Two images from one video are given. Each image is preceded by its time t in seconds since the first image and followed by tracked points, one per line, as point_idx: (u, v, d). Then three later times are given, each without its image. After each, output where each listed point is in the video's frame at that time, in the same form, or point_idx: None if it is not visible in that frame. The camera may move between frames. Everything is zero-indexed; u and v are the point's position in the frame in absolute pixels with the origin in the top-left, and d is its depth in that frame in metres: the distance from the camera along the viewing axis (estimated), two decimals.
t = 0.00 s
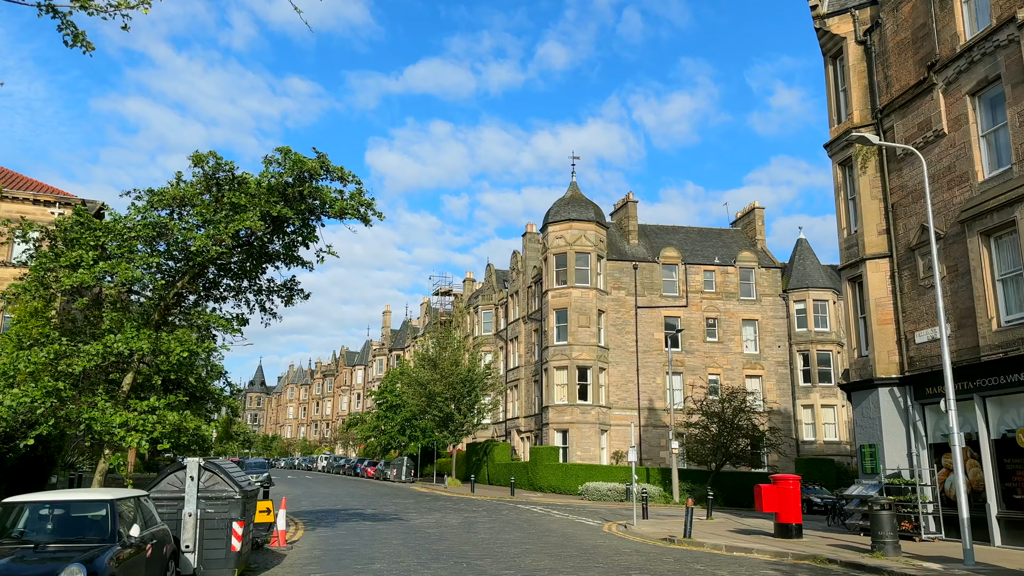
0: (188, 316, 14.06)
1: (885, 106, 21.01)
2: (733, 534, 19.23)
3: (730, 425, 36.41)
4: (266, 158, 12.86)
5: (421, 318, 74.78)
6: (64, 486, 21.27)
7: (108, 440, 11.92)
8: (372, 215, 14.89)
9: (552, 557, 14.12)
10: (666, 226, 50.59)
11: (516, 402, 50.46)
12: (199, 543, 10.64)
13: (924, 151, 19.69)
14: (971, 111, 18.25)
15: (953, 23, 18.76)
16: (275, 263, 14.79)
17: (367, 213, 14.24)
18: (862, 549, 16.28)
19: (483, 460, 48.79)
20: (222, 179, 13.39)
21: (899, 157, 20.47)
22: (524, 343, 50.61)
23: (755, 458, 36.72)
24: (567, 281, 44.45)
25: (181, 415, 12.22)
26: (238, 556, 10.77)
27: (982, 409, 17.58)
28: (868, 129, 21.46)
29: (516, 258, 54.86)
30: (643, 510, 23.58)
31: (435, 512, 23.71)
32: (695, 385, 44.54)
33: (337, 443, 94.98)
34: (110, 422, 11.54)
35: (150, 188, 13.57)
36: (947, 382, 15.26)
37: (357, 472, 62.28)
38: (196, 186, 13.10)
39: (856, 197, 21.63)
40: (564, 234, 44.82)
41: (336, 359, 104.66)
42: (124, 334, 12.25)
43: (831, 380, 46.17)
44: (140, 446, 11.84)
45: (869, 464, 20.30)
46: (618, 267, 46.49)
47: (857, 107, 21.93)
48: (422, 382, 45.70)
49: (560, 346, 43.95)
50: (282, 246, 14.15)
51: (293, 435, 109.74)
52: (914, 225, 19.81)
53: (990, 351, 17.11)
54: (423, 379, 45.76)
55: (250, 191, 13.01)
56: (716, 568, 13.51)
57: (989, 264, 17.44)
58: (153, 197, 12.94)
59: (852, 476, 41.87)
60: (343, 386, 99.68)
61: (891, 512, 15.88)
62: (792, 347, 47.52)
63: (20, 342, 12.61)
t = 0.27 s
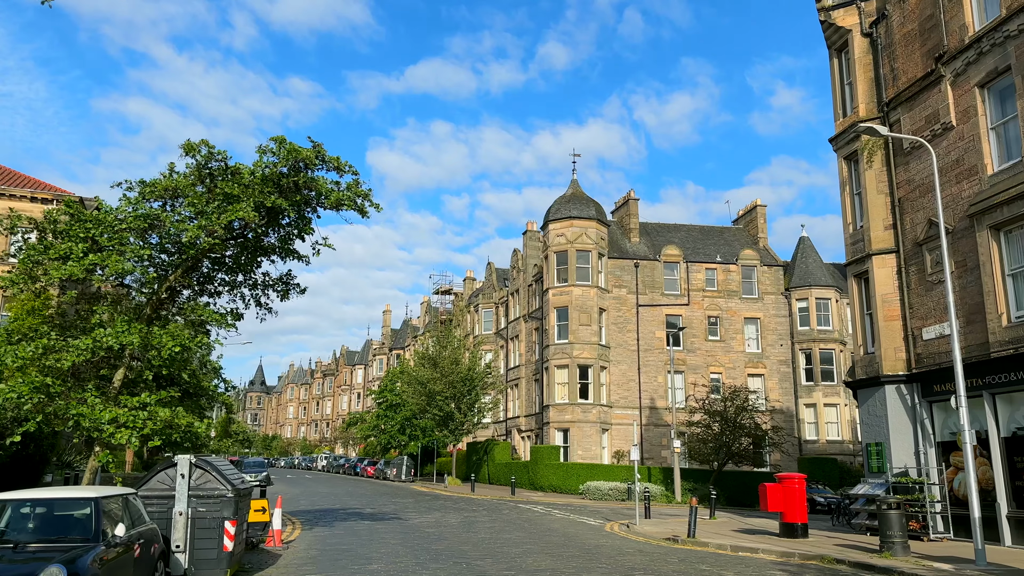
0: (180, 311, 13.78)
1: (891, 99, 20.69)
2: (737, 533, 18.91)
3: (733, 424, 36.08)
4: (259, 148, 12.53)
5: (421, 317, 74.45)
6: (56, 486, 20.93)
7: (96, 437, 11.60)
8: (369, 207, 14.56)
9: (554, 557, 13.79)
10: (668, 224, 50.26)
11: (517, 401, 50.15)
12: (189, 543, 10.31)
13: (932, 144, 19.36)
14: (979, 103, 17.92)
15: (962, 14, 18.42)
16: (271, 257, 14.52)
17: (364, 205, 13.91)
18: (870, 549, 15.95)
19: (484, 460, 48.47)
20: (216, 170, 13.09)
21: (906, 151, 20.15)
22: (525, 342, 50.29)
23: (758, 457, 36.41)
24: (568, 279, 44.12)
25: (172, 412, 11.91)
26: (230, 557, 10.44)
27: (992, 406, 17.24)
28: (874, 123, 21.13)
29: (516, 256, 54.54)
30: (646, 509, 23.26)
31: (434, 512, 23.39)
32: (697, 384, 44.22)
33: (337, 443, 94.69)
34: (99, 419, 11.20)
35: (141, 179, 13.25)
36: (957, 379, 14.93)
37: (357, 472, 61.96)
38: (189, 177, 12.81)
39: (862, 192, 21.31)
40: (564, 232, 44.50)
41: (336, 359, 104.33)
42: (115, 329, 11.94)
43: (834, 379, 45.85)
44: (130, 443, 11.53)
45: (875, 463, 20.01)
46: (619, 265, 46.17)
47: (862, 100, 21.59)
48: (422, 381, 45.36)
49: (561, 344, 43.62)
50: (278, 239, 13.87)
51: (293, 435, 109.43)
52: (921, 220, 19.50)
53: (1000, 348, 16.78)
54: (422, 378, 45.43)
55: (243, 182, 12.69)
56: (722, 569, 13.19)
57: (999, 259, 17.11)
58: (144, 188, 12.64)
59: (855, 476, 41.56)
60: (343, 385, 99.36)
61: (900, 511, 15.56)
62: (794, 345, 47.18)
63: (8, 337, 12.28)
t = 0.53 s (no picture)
0: (172, 310, 13.42)
1: (899, 94, 20.32)
2: (743, 537, 18.55)
3: (736, 425, 35.71)
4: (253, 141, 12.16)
5: (421, 317, 74.09)
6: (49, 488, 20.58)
7: (83, 440, 11.22)
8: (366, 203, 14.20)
9: (556, 563, 13.41)
10: (670, 223, 49.90)
11: (517, 402, 49.79)
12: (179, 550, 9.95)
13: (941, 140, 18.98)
14: (990, 98, 17.54)
15: (972, 7, 18.04)
16: (266, 254, 14.19)
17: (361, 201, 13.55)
18: (880, 554, 15.58)
19: (484, 461, 48.11)
20: (209, 165, 12.72)
21: (914, 147, 19.78)
22: (526, 342, 49.92)
23: (761, 458, 36.05)
24: (570, 278, 43.76)
25: (163, 413, 11.54)
26: (221, 564, 10.14)
27: (1003, 408, 16.86)
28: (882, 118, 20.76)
29: (517, 255, 54.17)
30: (649, 512, 22.89)
31: (433, 514, 23.05)
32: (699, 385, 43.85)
33: (337, 443, 94.32)
34: (86, 421, 10.81)
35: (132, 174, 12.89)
36: (970, 379, 14.55)
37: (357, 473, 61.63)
38: (182, 173, 12.48)
39: (869, 189, 20.94)
40: (566, 231, 44.14)
41: (336, 359, 103.97)
42: (103, 327, 11.56)
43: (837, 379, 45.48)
44: (118, 446, 11.16)
45: (883, 465, 19.64)
46: (621, 265, 45.80)
47: (869, 96, 21.23)
48: (422, 381, 44.98)
49: (562, 344, 43.26)
50: (273, 236, 13.52)
51: (293, 435, 109.06)
52: (930, 217, 19.13)
53: (1012, 348, 16.41)
54: (422, 378, 45.06)
55: (236, 176, 12.32)
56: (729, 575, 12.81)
57: (1011, 257, 16.73)
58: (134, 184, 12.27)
59: (859, 477, 41.18)
60: (343, 385, 99.00)
61: (911, 515, 15.18)
62: (797, 345, 46.79)
63: None
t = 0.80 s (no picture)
0: (167, 303, 13.12)
1: (908, 86, 19.97)
2: (750, 537, 18.24)
3: (741, 423, 35.38)
4: (249, 129, 11.85)
5: (422, 316, 73.78)
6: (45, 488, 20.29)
7: (75, 436, 10.91)
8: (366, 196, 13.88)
9: (560, 563, 13.10)
10: (673, 221, 49.52)
11: (519, 401, 49.47)
12: (173, 550, 9.65)
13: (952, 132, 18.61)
14: (1003, 88, 17.19)
15: None
16: (263, 248, 13.92)
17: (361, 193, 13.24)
18: (892, 554, 15.25)
19: (486, 460, 47.81)
20: (204, 154, 12.40)
21: (924, 140, 19.43)
22: (528, 341, 49.59)
23: (765, 457, 35.70)
24: (572, 276, 43.43)
25: (157, 409, 11.20)
26: (216, 565, 9.82)
27: (1017, 404, 16.50)
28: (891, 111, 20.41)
29: (519, 254, 53.85)
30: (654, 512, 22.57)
31: (434, 513, 22.73)
32: (702, 383, 43.51)
33: (339, 443, 94.04)
34: (77, 416, 10.47)
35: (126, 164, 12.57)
36: (984, 375, 14.20)
37: (358, 472, 61.36)
38: (177, 163, 12.18)
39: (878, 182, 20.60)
40: (568, 229, 43.81)
41: (337, 358, 103.68)
42: (96, 322, 11.25)
43: (842, 378, 45.18)
44: (111, 443, 10.82)
45: (893, 463, 19.32)
46: (623, 263, 45.46)
47: (877, 89, 20.90)
48: (423, 380, 44.66)
49: (564, 342, 42.94)
50: (270, 228, 13.22)
51: (294, 435, 108.80)
52: (941, 211, 18.78)
53: None
54: (424, 377, 44.74)
55: (230, 165, 11.99)
56: None
57: None
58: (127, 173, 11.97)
59: (864, 476, 40.82)
60: (344, 385, 98.76)
61: (923, 514, 14.85)
62: (802, 344, 46.42)
63: None
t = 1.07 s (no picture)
0: (163, 300, 12.80)
1: (920, 80, 19.57)
2: (759, 540, 17.90)
3: (747, 423, 34.97)
4: (247, 120, 11.53)
5: (425, 316, 73.44)
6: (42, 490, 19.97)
7: (66, 438, 10.58)
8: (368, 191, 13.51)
9: (567, 568, 12.72)
10: (677, 220, 49.07)
11: (523, 401, 49.11)
12: (166, 556, 9.32)
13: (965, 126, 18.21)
14: (1019, 81, 16.78)
15: None
16: (263, 244, 13.59)
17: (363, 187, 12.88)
18: (907, 558, 14.87)
19: (489, 461, 47.45)
20: (200, 148, 12.07)
21: (937, 134, 19.03)
22: (531, 341, 49.23)
23: (772, 457, 35.25)
24: (575, 276, 43.05)
25: (151, 410, 10.84)
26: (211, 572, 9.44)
27: None
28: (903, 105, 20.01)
29: (522, 253, 53.48)
30: (660, 514, 22.20)
31: (438, 515, 22.39)
32: (707, 383, 43.12)
33: (342, 443, 93.77)
34: (67, 417, 10.12)
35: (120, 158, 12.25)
36: (1003, 374, 13.80)
37: (360, 473, 61.10)
38: (171, 156, 11.85)
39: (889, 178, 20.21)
40: (571, 228, 43.44)
41: (340, 358, 103.40)
42: (88, 320, 10.91)
43: (849, 378, 44.73)
44: (103, 445, 10.47)
45: (905, 464, 18.93)
46: (627, 262, 45.07)
47: (888, 83, 20.50)
48: (425, 380, 44.31)
49: (568, 342, 42.57)
50: (269, 225, 12.88)
51: (297, 436, 108.52)
52: (954, 207, 18.38)
53: None
54: (426, 377, 44.40)
55: (226, 158, 11.64)
56: None
57: None
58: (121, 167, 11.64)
59: (870, 477, 40.39)
60: (347, 385, 98.49)
61: (940, 517, 14.49)
62: (807, 343, 45.98)
63: None
